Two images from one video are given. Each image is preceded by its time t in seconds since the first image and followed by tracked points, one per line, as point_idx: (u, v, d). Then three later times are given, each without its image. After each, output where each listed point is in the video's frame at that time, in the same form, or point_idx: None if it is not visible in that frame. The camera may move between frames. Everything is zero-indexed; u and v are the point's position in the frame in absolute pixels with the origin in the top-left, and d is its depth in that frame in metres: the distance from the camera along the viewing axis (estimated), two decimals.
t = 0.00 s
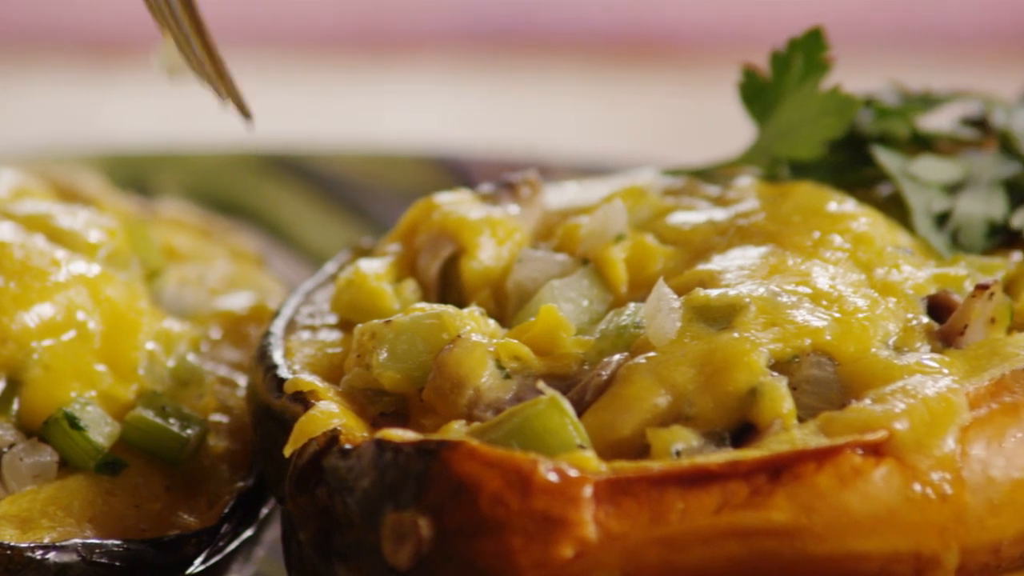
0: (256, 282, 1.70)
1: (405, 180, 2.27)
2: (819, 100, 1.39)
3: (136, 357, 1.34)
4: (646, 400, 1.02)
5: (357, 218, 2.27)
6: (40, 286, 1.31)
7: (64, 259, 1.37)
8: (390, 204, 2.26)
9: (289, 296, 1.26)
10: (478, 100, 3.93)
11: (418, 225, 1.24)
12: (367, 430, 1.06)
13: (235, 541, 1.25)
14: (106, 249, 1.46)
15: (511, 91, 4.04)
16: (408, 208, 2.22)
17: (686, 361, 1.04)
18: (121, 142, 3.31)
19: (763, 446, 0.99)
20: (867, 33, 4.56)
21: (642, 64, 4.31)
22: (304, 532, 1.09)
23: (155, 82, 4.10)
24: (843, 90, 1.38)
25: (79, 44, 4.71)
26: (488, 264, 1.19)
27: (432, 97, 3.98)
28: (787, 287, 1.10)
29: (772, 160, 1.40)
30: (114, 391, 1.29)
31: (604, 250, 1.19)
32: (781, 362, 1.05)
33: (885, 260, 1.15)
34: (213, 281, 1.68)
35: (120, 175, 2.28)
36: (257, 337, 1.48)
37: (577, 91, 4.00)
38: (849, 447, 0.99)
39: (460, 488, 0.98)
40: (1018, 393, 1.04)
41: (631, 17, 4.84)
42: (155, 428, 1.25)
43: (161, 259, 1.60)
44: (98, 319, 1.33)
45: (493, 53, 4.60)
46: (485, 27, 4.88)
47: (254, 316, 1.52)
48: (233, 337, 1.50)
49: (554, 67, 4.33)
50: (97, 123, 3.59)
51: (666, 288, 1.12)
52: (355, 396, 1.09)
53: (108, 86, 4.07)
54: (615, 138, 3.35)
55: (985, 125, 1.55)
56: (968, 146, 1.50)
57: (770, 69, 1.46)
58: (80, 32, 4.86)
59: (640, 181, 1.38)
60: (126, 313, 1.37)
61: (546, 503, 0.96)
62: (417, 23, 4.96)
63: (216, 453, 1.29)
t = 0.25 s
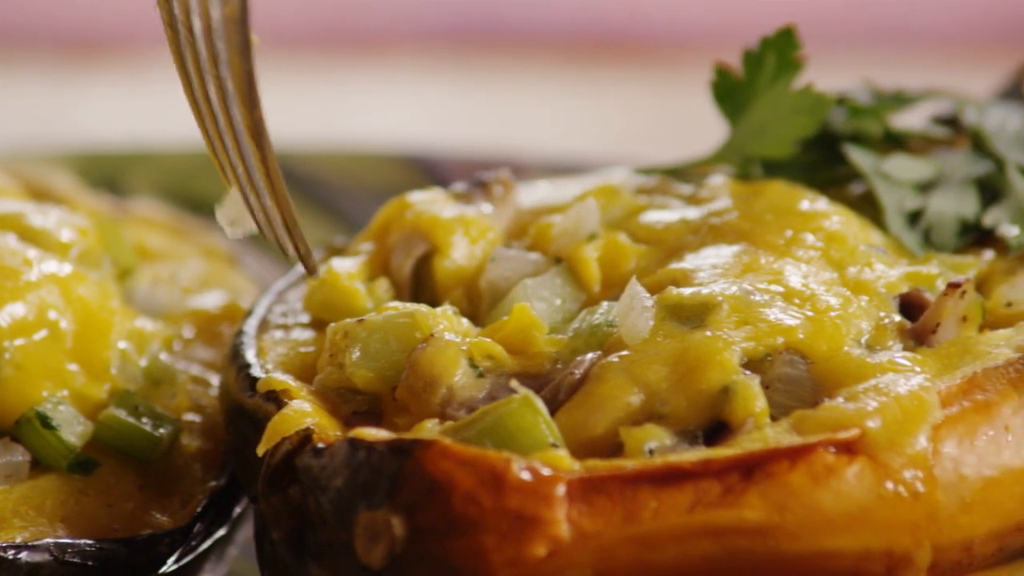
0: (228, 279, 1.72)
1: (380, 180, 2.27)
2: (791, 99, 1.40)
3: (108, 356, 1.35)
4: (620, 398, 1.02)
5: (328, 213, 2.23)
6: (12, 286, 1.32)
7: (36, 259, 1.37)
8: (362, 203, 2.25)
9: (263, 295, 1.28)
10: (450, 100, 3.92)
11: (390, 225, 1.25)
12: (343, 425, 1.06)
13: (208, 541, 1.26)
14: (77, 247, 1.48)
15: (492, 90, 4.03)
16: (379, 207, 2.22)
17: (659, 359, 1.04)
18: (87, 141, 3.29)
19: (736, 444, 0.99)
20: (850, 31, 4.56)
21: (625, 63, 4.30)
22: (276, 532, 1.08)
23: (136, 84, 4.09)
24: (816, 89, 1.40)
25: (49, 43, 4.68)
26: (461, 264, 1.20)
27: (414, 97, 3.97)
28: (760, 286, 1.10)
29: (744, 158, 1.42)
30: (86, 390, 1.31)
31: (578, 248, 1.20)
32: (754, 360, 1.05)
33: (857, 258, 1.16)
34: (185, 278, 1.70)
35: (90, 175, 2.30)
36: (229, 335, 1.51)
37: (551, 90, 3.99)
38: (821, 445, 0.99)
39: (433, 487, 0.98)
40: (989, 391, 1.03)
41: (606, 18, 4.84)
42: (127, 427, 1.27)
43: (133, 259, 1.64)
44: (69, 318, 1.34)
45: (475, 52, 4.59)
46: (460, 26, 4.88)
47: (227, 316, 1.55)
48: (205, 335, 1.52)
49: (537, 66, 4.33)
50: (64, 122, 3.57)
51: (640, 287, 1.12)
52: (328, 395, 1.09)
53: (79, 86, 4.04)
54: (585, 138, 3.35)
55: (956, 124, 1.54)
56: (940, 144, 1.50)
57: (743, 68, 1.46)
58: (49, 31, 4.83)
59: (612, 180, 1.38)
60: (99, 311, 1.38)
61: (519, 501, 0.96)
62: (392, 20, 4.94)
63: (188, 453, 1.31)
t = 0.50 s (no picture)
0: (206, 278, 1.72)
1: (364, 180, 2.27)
2: (768, 98, 1.40)
3: (84, 355, 1.35)
4: (597, 397, 1.02)
5: (303, 211, 2.23)
6: None
7: (13, 259, 1.37)
8: (339, 201, 2.24)
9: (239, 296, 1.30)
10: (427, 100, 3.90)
11: (368, 224, 1.25)
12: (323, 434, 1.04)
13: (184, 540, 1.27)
14: (54, 247, 1.48)
15: (476, 88, 4.02)
16: (353, 206, 2.22)
17: (636, 358, 1.04)
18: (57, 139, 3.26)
19: (713, 443, 0.99)
20: (837, 28, 4.56)
21: (611, 62, 4.29)
22: (254, 531, 1.08)
23: (118, 84, 4.07)
24: (792, 87, 1.39)
25: (23, 40, 4.64)
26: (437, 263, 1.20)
27: (398, 95, 3.95)
28: (737, 284, 1.11)
29: (722, 157, 1.42)
30: (62, 389, 1.31)
31: (554, 247, 1.20)
32: (731, 359, 1.05)
33: (834, 257, 1.16)
34: (162, 277, 1.71)
35: (67, 173, 2.32)
36: (206, 334, 1.51)
37: (528, 90, 3.97)
38: (798, 443, 0.99)
39: (410, 486, 0.98)
40: (966, 390, 1.03)
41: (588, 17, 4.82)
42: (105, 427, 1.27)
43: (110, 258, 1.64)
44: (46, 318, 1.34)
45: (460, 48, 4.57)
46: (440, 24, 4.87)
47: (204, 315, 1.56)
48: (182, 333, 1.53)
49: (522, 64, 4.31)
50: (36, 121, 3.53)
51: (617, 286, 1.12)
52: (305, 395, 1.09)
53: (53, 84, 4.01)
54: (560, 138, 3.35)
55: (932, 122, 1.55)
56: (916, 142, 1.51)
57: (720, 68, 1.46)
58: (23, 27, 4.78)
59: (589, 180, 1.38)
60: (75, 311, 1.38)
61: (496, 500, 0.96)
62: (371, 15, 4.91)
63: (165, 452, 1.31)
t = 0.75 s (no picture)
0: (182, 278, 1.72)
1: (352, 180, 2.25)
2: (745, 97, 1.41)
3: (62, 356, 1.36)
4: (574, 398, 1.02)
5: (279, 210, 2.23)
6: None
7: None
8: (317, 201, 2.23)
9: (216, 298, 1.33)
10: (406, 100, 3.88)
11: (344, 225, 1.27)
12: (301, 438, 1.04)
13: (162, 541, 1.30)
14: (32, 248, 1.51)
15: (467, 86, 4.02)
16: (329, 207, 2.22)
17: (613, 358, 1.05)
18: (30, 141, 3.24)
19: (689, 443, 1.00)
20: (825, 26, 4.56)
21: (603, 60, 4.29)
22: (230, 535, 1.08)
23: (97, 85, 4.05)
24: (769, 86, 1.40)
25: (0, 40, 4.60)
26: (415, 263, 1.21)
27: (389, 94, 3.95)
28: (714, 285, 1.11)
29: (700, 157, 1.41)
30: (40, 391, 1.31)
31: (532, 248, 1.20)
32: (707, 359, 1.05)
33: (811, 257, 1.16)
34: (140, 277, 1.71)
35: (47, 171, 2.35)
36: (184, 335, 1.52)
37: (508, 89, 3.96)
38: (775, 443, 0.99)
39: (387, 487, 0.98)
40: (942, 389, 1.03)
41: (571, 14, 4.81)
42: (83, 428, 1.28)
43: (87, 258, 1.65)
44: (24, 319, 1.36)
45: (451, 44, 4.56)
46: (421, 22, 4.84)
47: (182, 316, 1.56)
48: (161, 334, 1.53)
49: (503, 63, 4.30)
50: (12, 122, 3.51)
51: (595, 287, 1.12)
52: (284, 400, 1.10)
53: (31, 84, 3.98)
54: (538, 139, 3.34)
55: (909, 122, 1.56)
56: (894, 142, 1.50)
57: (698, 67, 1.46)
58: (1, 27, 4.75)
59: (567, 180, 1.39)
60: (53, 311, 1.40)
61: (473, 501, 0.96)
62: (351, 11, 4.88)
63: (143, 453, 1.32)
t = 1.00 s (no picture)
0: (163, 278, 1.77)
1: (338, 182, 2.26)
2: (725, 97, 1.42)
3: (43, 357, 1.37)
4: (553, 398, 1.03)
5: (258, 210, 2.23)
6: None
7: None
8: (296, 201, 2.23)
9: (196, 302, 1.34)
10: (386, 99, 3.87)
11: (325, 227, 1.28)
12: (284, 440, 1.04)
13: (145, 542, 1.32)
14: (13, 248, 1.47)
15: (452, 83, 4.01)
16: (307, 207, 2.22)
17: (593, 358, 1.05)
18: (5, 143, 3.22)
19: (669, 443, 1.00)
20: (809, 22, 4.56)
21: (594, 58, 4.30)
22: (209, 540, 1.08)
23: (75, 85, 4.03)
24: (750, 86, 1.41)
25: None
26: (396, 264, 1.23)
27: (373, 92, 3.95)
28: (694, 284, 1.12)
29: (680, 157, 1.42)
30: (21, 392, 1.32)
31: (512, 248, 1.22)
32: (688, 359, 1.06)
33: (791, 257, 1.17)
34: (121, 277, 1.75)
35: (27, 172, 2.39)
36: (166, 335, 1.53)
37: (489, 88, 3.95)
38: (754, 442, 0.99)
39: (366, 489, 0.98)
40: (922, 388, 1.04)
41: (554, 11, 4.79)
42: (66, 430, 1.29)
43: (68, 259, 1.68)
44: (5, 320, 1.36)
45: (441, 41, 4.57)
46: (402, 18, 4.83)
47: (163, 316, 1.59)
48: (141, 335, 1.55)
49: (483, 61, 4.29)
50: None
51: (575, 287, 1.13)
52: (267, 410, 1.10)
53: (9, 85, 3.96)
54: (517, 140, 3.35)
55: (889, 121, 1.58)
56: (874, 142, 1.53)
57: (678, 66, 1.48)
58: None
59: (547, 180, 1.41)
60: (34, 313, 1.39)
61: (453, 501, 0.96)
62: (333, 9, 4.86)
63: (125, 454, 1.34)
